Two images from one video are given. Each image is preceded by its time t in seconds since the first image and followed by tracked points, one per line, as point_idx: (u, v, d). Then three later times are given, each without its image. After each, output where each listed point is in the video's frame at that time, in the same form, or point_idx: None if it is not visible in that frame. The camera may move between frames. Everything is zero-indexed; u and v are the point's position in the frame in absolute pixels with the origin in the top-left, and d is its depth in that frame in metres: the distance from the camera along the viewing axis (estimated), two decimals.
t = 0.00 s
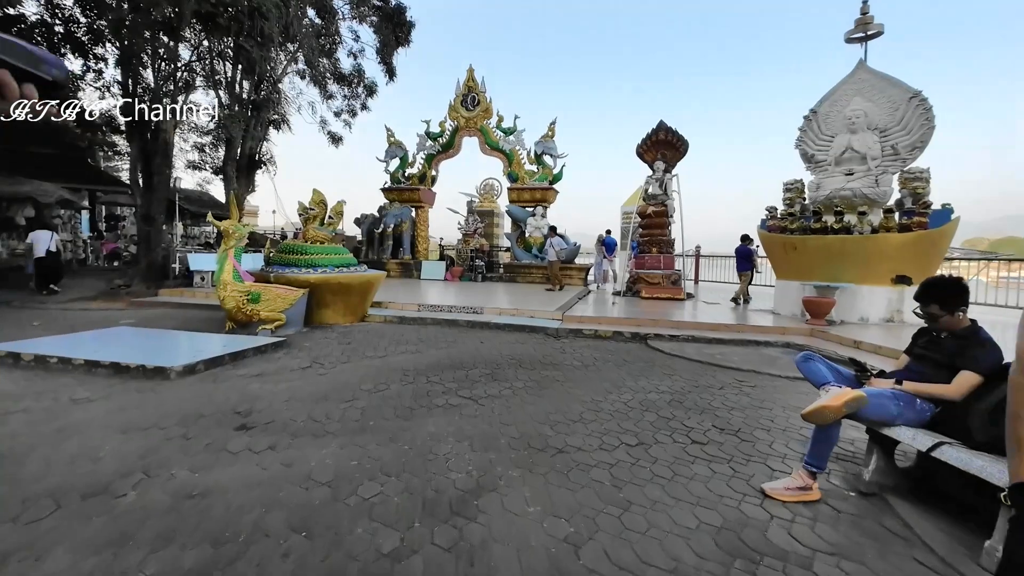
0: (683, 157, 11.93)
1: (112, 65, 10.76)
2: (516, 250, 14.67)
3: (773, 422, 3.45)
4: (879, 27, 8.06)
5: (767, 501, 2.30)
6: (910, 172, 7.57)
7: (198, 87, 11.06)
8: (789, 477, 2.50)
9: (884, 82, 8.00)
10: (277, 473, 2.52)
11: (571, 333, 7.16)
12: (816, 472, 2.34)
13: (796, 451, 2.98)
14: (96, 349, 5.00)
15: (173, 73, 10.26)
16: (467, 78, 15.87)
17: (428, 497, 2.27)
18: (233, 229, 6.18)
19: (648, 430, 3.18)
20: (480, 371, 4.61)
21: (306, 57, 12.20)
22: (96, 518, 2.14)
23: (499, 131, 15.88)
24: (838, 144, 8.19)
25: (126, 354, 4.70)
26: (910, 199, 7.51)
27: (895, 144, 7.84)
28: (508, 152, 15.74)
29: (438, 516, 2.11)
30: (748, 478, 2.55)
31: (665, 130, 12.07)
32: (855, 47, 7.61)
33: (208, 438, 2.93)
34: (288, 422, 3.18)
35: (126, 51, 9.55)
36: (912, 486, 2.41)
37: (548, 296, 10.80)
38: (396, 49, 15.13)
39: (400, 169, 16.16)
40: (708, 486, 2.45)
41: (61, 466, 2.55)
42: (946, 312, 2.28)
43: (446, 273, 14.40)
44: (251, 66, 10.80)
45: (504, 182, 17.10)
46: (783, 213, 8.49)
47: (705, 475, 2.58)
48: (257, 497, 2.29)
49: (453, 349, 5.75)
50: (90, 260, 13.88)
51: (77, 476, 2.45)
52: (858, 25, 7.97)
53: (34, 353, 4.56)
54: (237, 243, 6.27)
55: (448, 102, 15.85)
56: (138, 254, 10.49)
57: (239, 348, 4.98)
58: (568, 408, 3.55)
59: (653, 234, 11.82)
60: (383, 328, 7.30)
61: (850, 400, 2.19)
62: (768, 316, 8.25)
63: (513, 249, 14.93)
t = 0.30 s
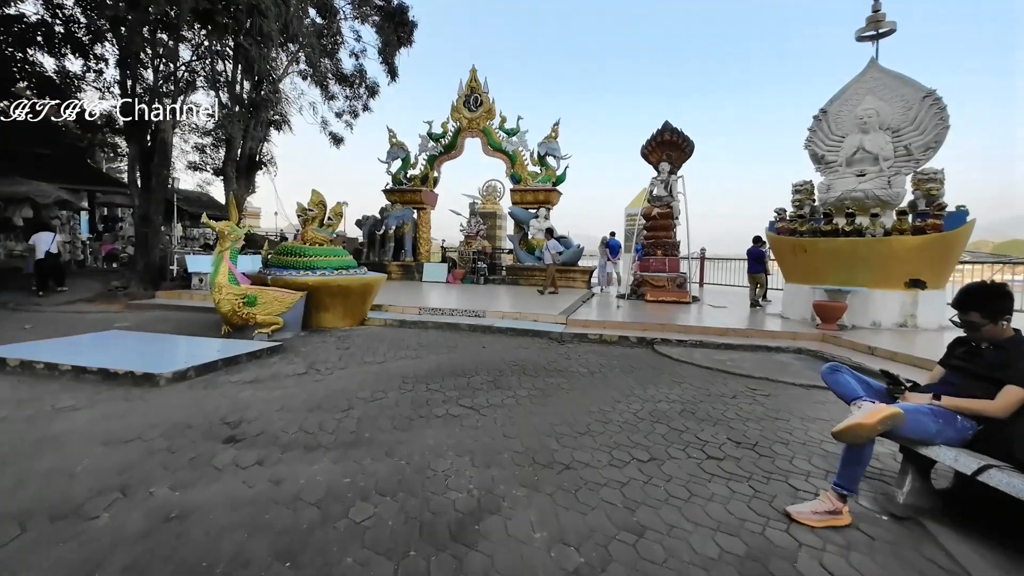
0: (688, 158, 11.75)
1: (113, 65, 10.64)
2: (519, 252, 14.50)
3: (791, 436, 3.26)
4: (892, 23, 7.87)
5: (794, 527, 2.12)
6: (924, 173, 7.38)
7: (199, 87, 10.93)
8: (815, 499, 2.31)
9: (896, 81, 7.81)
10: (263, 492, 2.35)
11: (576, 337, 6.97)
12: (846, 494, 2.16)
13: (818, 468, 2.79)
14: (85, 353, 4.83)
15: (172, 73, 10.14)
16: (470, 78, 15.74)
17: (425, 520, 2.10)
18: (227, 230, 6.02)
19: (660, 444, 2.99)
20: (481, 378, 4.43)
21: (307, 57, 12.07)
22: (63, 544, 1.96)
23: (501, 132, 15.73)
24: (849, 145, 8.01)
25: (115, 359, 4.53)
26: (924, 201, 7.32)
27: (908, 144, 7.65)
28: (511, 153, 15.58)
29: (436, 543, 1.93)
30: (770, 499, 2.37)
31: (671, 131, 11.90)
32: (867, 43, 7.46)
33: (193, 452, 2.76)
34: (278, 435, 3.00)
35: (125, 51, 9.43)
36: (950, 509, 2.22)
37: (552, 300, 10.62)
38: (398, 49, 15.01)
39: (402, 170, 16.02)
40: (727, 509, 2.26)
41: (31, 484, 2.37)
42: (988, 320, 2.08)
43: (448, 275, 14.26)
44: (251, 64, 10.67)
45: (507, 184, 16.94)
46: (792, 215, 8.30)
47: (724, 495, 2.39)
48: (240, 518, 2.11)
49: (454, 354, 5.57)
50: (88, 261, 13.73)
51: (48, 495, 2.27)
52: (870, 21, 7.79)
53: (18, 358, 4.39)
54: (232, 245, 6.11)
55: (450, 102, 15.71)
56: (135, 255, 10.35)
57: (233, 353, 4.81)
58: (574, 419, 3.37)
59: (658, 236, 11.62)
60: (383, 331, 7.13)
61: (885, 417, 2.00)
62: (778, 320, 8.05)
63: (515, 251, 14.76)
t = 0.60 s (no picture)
0: (698, 163, 11.59)
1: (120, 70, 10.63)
2: (525, 257, 14.36)
3: (815, 456, 3.09)
4: (908, 26, 7.68)
5: (829, 562, 1.95)
6: (942, 180, 7.18)
7: (206, 92, 10.89)
8: (850, 530, 2.14)
9: (913, 85, 7.63)
10: (257, 516, 2.20)
11: (583, 346, 6.81)
12: (886, 527, 1.99)
13: (848, 492, 2.62)
14: (82, 360, 4.72)
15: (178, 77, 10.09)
16: (477, 83, 15.68)
17: (428, 552, 1.94)
18: (229, 236, 5.93)
19: (677, 464, 2.83)
20: (487, 390, 4.27)
21: (313, 62, 12.06)
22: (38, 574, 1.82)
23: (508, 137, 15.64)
24: (864, 151, 7.84)
25: (112, 367, 4.41)
26: (942, 208, 7.13)
27: (924, 150, 7.45)
28: (517, 158, 15.48)
29: None
30: (800, 528, 2.20)
31: (679, 136, 11.75)
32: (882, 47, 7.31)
33: (185, 470, 2.62)
34: (275, 451, 2.86)
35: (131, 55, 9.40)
36: (998, 543, 2.04)
37: (559, 307, 10.46)
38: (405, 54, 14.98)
39: (407, 175, 15.96)
40: (754, 539, 2.10)
41: (13, 504, 2.24)
42: None
43: (454, 281, 14.19)
44: (256, 68, 10.65)
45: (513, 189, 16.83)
46: (805, 222, 8.13)
47: (750, 524, 2.23)
48: (230, 547, 1.97)
49: (459, 364, 5.42)
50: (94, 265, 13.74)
51: (28, 518, 2.14)
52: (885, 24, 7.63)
53: (13, 366, 4.28)
54: (235, 250, 6.01)
55: (457, 107, 15.65)
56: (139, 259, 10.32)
57: (233, 361, 4.68)
58: (585, 436, 3.21)
59: (666, 242, 11.44)
60: (386, 339, 6.99)
61: (932, 445, 1.82)
62: (790, 330, 7.86)
63: (521, 256, 14.62)
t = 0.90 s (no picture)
0: (710, 174, 11.45)
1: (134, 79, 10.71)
2: (533, 268, 14.24)
3: (847, 483, 2.91)
4: (927, 35, 7.54)
5: None
6: (964, 192, 6.99)
7: (219, 102, 10.90)
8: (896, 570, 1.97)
9: (933, 95, 7.48)
10: (258, 544, 2.07)
11: (595, 360, 6.65)
12: (939, 569, 1.82)
13: (887, 524, 2.45)
14: (85, 371, 4.63)
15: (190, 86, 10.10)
16: (487, 93, 15.68)
17: None
18: (236, 245, 5.85)
19: (702, 491, 2.67)
20: (498, 406, 4.12)
21: (324, 72, 12.13)
22: None
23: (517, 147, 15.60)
24: (882, 162, 7.67)
25: (115, 378, 4.31)
26: (964, 221, 6.94)
27: (946, 161, 7.27)
28: (527, 169, 15.42)
29: None
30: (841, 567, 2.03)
31: (691, 146, 11.63)
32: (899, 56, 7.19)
33: (184, 491, 2.50)
34: (280, 472, 2.73)
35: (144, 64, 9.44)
36: None
37: (569, 319, 10.31)
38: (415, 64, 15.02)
39: (416, 185, 15.94)
40: None
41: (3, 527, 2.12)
42: None
43: (462, 291, 14.15)
44: (267, 78, 10.69)
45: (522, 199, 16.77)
46: (822, 234, 7.95)
47: (785, 561, 2.06)
48: None
49: (468, 378, 5.28)
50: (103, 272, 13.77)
51: (18, 543, 2.02)
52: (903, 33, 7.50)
53: (15, 377, 4.19)
54: (242, 260, 5.93)
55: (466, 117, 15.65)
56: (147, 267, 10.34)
57: (239, 374, 4.58)
58: (602, 458, 3.06)
59: (677, 254, 11.28)
60: (394, 351, 6.87)
61: (993, 480, 1.68)
62: (808, 344, 7.65)
63: (530, 267, 14.50)
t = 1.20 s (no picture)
0: (721, 189, 11.35)
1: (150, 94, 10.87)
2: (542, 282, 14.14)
3: (879, 517, 2.75)
4: (944, 50, 7.46)
5: None
6: (985, 209, 6.85)
7: (232, 116, 11.04)
8: None
9: (950, 111, 7.37)
10: None
11: (606, 379, 6.49)
12: None
13: (925, 564, 2.29)
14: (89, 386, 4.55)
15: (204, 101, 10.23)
16: (497, 109, 15.76)
17: None
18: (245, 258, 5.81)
19: (725, 524, 2.52)
20: (509, 428, 3.99)
21: (336, 88, 12.26)
22: None
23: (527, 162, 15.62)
24: (900, 178, 7.54)
25: (119, 394, 4.23)
26: (986, 239, 6.77)
27: (965, 177, 7.13)
28: (536, 183, 15.41)
29: None
30: None
31: (702, 162, 11.56)
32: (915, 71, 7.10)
33: (183, 518, 2.39)
34: (283, 497, 2.62)
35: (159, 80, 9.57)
36: None
37: (579, 335, 10.18)
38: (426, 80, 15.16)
39: (426, 199, 15.98)
40: None
41: None
42: None
43: (470, 305, 14.12)
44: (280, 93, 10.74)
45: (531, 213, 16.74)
46: (838, 251, 7.80)
47: None
48: None
49: (477, 396, 5.15)
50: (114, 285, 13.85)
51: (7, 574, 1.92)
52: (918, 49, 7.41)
53: (19, 392, 4.12)
54: (251, 274, 5.89)
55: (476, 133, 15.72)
56: (158, 280, 10.44)
57: (245, 390, 4.49)
58: (619, 486, 2.92)
59: (688, 269, 11.13)
60: (401, 367, 6.76)
61: None
62: (825, 364, 7.45)
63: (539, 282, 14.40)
